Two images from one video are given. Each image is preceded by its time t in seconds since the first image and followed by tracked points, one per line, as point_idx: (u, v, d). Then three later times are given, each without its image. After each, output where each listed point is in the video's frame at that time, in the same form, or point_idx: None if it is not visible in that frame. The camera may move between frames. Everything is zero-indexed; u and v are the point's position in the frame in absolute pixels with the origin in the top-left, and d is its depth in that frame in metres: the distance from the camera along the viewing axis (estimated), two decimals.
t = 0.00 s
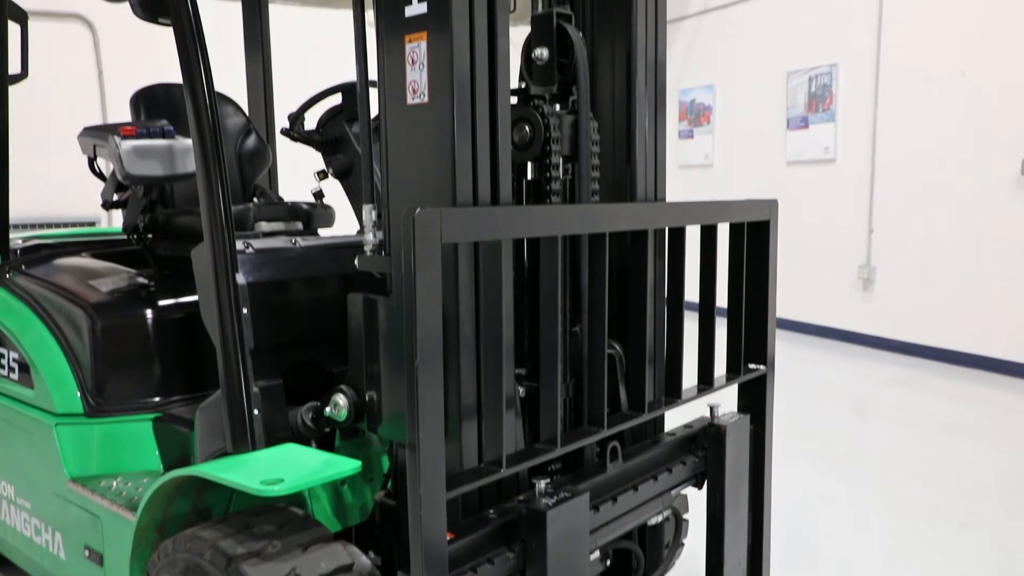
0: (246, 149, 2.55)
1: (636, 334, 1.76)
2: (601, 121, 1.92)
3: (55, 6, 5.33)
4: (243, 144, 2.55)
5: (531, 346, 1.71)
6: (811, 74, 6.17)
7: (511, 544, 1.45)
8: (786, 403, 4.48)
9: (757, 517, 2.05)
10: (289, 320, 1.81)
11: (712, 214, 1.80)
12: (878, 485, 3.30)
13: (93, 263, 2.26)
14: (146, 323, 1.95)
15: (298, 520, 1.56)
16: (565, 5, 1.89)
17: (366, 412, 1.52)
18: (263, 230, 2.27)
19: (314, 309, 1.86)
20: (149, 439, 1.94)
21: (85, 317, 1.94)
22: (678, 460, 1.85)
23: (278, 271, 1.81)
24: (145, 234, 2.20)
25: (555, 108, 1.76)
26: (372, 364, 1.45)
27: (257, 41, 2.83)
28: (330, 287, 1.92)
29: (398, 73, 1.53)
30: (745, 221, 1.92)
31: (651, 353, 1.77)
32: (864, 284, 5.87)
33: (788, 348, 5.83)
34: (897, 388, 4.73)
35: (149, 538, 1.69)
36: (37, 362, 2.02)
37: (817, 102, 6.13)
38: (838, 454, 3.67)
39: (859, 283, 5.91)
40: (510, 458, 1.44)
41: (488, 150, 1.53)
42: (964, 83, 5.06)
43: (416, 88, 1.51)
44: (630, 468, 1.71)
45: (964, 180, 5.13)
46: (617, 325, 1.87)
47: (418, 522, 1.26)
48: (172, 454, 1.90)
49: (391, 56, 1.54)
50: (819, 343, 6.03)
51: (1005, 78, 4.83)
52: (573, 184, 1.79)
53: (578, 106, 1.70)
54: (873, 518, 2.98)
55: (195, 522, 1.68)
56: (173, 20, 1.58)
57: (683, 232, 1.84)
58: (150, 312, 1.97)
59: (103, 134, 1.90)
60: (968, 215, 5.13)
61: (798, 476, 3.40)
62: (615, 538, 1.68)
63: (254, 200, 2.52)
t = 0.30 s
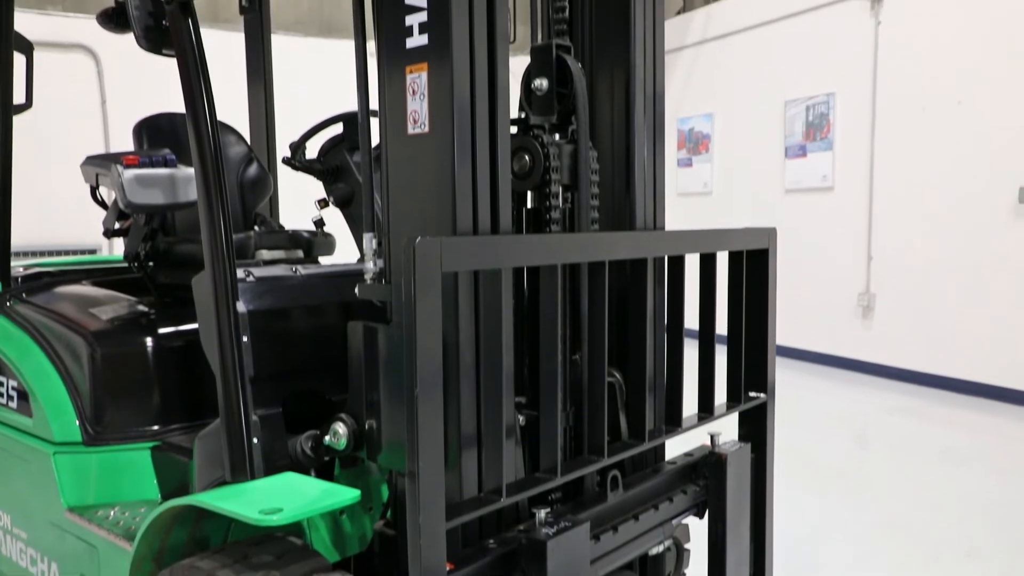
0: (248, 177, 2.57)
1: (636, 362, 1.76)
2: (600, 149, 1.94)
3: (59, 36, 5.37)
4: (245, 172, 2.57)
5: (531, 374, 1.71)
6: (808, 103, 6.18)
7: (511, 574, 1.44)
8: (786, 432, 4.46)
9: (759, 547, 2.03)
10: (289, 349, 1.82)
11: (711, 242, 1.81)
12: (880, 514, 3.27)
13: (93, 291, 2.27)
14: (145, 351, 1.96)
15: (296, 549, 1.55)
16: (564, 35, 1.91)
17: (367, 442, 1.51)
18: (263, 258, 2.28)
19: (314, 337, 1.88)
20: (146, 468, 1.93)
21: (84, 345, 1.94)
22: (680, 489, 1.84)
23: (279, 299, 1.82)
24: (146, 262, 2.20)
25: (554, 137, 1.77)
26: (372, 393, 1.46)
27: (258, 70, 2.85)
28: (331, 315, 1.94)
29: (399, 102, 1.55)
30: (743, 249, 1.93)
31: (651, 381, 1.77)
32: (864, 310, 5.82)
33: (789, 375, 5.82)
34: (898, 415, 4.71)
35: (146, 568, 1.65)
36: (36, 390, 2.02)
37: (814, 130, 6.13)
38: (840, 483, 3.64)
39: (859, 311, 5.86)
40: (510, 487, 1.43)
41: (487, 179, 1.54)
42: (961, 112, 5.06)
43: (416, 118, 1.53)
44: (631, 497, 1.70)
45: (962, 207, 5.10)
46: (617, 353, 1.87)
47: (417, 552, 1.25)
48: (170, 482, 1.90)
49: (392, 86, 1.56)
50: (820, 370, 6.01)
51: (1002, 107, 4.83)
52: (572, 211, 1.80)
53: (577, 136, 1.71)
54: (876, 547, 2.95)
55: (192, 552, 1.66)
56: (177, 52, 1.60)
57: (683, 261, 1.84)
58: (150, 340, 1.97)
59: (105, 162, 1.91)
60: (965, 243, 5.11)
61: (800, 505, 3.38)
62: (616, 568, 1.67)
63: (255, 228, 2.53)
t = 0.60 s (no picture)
0: (249, 207, 2.59)
1: (636, 391, 1.76)
2: (599, 179, 1.95)
3: (63, 66, 5.39)
4: (246, 202, 2.59)
5: (531, 403, 1.71)
6: (805, 133, 6.12)
7: None
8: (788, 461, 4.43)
9: None
10: (290, 377, 1.82)
11: (710, 271, 1.81)
12: (884, 545, 3.23)
13: (93, 319, 2.27)
14: (145, 380, 1.96)
15: None
16: (563, 67, 1.93)
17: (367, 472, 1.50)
18: (263, 287, 2.29)
19: (315, 366, 1.88)
20: (144, 498, 1.91)
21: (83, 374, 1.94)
22: (681, 520, 1.82)
23: (279, 328, 1.82)
24: (147, 291, 2.21)
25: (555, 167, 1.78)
26: (372, 422, 1.45)
27: (261, 101, 2.88)
28: (330, 343, 1.93)
29: (399, 134, 1.56)
30: (743, 278, 1.93)
31: (651, 410, 1.77)
32: (864, 339, 5.70)
33: (790, 404, 5.79)
34: (900, 444, 4.68)
35: None
36: (34, 420, 2.01)
37: (812, 159, 6.06)
38: (843, 513, 3.61)
39: (859, 339, 5.74)
40: (510, 517, 1.42)
41: (487, 208, 1.55)
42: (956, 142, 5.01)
43: (416, 148, 1.54)
44: (631, 528, 1.69)
45: (960, 236, 5.02)
46: (617, 382, 1.87)
47: None
48: (168, 512, 1.88)
49: (393, 117, 1.58)
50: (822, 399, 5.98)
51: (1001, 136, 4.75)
52: (572, 241, 1.81)
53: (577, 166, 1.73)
54: None
55: None
56: (180, 84, 1.62)
57: (682, 290, 1.85)
58: (150, 369, 1.97)
59: (108, 192, 1.92)
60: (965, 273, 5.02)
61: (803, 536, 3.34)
62: None
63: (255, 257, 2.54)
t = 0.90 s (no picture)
0: (250, 232, 2.60)
1: (636, 417, 1.76)
2: (599, 205, 1.96)
3: (67, 93, 5.37)
4: (246, 228, 2.60)
5: (531, 429, 1.71)
6: (804, 158, 6.00)
7: None
8: (789, 487, 4.40)
9: None
10: (290, 403, 1.81)
11: (709, 297, 1.82)
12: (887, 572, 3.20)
13: (93, 345, 2.28)
14: (143, 406, 1.95)
15: None
16: (562, 95, 1.95)
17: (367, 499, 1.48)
18: (263, 312, 2.31)
19: (316, 392, 1.87)
20: (142, 526, 1.89)
21: (83, 400, 1.93)
22: (682, 547, 1.81)
23: (279, 354, 1.82)
24: (146, 317, 2.19)
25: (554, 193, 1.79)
26: (371, 448, 1.45)
27: (263, 128, 2.90)
28: (330, 369, 1.93)
29: (399, 161, 1.58)
30: (744, 303, 1.94)
31: (651, 436, 1.77)
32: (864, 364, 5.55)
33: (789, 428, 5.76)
34: (903, 470, 4.65)
35: None
36: (33, 446, 2.01)
37: (811, 185, 5.95)
38: (845, 540, 3.57)
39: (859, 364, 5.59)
40: (510, 544, 1.41)
41: (487, 234, 1.56)
42: (955, 168, 4.90)
43: (417, 175, 1.55)
44: (632, 555, 1.68)
45: (959, 263, 4.92)
46: (618, 408, 1.87)
47: None
48: (165, 540, 1.87)
49: (393, 143, 1.59)
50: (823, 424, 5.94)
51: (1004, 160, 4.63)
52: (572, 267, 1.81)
53: (576, 192, 1.74)
54: None
55: None
56: (183, 112, 1.64)
57: (682, 315, 1.85)
58: (150, 395, 1.97)
59: (110, 218, 1.92)
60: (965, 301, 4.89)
61: (805, 563, 3.30)
62: None
63: (256, 283, 2.55)
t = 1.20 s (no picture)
0: (250, 257, 2.61)
1: (636, 442, 1.76)
2: (598, 230, 1.97)
3: (69, 119, 5.20)
4: (246, 253, 2.60)
5: (531, 454, 1.71)
6: (803, 183, 5.44)
7: None
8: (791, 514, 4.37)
9: None
10: (291, 428, 1.81)
11: (708, 322, 1.82)
12: None
13: (92, 370, 2.28)
14: (142, 431, 1.94)
15: None
16: (562, 121, 1.96)
17: (366, 526, 1.47)
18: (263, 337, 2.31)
19: (315, 417, 1.87)
20: (140, 554, 1.89)
21: (81, 427, 1.91)
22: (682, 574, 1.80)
23: (279, 380, 1.83)
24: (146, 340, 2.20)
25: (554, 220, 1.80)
26: (371, 473, 1.44)
27: (264, 154, 2.92)
28: (330, 395, 1.94)
29: (400, 187, 1.59)
30: (743, 328, 1.94)
31: (652, 461, 1.76)
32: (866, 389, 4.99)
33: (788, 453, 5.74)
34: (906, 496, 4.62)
35: None
36: (30, 474, 2.00)
37: (809, 210, 5.39)
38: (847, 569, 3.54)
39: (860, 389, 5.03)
40: (510, 571, 1.41)
41: (488, 260, 1.56)
42: (952, 192, 4.45)
43: (417, 201, 1.56)
44: None
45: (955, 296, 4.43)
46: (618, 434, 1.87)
47: None
48: (162, 567, 1.87)
49: (394, 170, 1.60)
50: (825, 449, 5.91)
51: (1003, 175, 4.18)
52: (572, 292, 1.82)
53: (576, 218, 1.75)
54: None
55: None
56: (186, 138, 1.65)
57: (683, 340, 1.85)
58: (148, 420, 1.96)
59: (110, 244, 1.93)
60: (960, 339, 4.41)
61: None
62: None
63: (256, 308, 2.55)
